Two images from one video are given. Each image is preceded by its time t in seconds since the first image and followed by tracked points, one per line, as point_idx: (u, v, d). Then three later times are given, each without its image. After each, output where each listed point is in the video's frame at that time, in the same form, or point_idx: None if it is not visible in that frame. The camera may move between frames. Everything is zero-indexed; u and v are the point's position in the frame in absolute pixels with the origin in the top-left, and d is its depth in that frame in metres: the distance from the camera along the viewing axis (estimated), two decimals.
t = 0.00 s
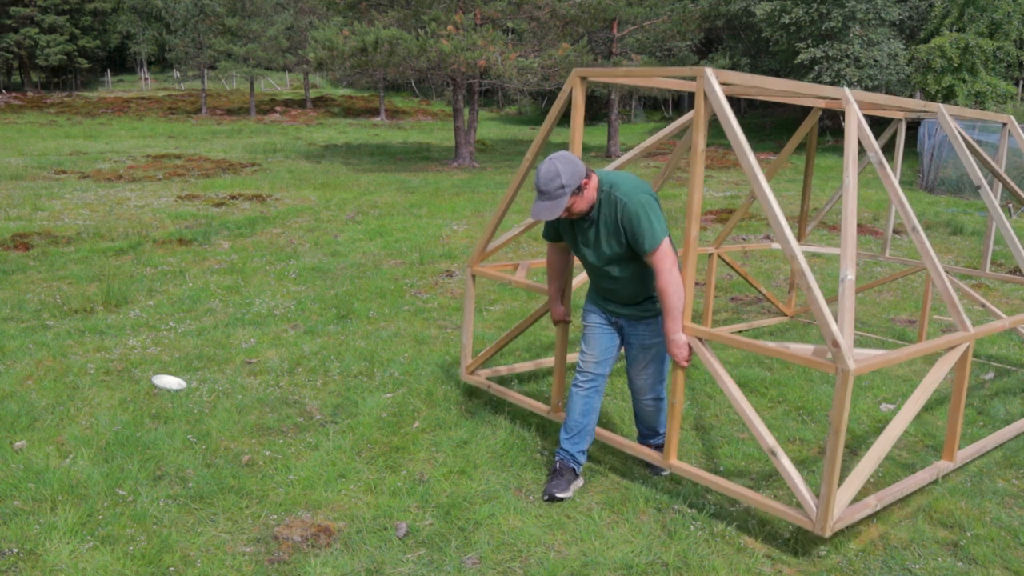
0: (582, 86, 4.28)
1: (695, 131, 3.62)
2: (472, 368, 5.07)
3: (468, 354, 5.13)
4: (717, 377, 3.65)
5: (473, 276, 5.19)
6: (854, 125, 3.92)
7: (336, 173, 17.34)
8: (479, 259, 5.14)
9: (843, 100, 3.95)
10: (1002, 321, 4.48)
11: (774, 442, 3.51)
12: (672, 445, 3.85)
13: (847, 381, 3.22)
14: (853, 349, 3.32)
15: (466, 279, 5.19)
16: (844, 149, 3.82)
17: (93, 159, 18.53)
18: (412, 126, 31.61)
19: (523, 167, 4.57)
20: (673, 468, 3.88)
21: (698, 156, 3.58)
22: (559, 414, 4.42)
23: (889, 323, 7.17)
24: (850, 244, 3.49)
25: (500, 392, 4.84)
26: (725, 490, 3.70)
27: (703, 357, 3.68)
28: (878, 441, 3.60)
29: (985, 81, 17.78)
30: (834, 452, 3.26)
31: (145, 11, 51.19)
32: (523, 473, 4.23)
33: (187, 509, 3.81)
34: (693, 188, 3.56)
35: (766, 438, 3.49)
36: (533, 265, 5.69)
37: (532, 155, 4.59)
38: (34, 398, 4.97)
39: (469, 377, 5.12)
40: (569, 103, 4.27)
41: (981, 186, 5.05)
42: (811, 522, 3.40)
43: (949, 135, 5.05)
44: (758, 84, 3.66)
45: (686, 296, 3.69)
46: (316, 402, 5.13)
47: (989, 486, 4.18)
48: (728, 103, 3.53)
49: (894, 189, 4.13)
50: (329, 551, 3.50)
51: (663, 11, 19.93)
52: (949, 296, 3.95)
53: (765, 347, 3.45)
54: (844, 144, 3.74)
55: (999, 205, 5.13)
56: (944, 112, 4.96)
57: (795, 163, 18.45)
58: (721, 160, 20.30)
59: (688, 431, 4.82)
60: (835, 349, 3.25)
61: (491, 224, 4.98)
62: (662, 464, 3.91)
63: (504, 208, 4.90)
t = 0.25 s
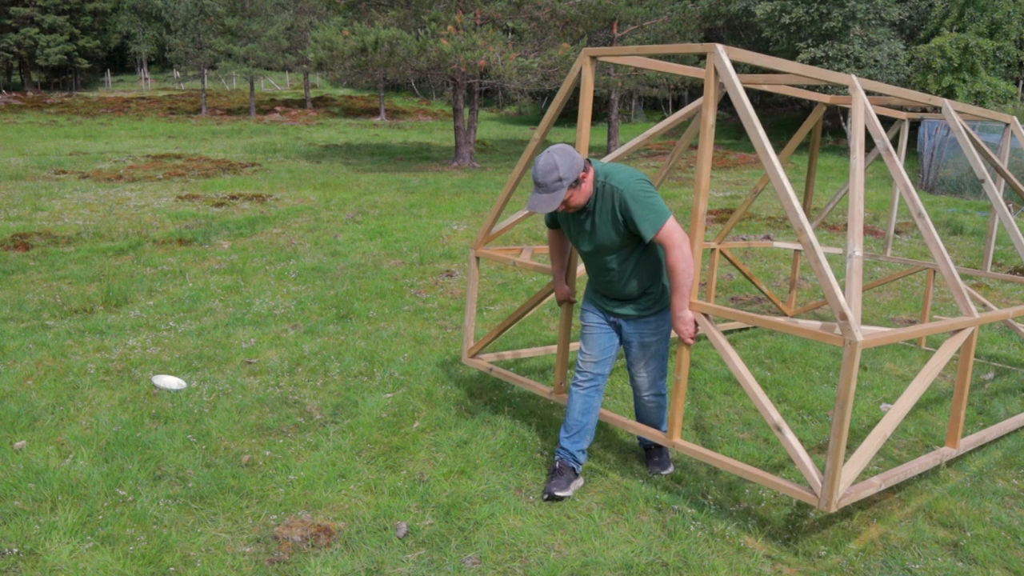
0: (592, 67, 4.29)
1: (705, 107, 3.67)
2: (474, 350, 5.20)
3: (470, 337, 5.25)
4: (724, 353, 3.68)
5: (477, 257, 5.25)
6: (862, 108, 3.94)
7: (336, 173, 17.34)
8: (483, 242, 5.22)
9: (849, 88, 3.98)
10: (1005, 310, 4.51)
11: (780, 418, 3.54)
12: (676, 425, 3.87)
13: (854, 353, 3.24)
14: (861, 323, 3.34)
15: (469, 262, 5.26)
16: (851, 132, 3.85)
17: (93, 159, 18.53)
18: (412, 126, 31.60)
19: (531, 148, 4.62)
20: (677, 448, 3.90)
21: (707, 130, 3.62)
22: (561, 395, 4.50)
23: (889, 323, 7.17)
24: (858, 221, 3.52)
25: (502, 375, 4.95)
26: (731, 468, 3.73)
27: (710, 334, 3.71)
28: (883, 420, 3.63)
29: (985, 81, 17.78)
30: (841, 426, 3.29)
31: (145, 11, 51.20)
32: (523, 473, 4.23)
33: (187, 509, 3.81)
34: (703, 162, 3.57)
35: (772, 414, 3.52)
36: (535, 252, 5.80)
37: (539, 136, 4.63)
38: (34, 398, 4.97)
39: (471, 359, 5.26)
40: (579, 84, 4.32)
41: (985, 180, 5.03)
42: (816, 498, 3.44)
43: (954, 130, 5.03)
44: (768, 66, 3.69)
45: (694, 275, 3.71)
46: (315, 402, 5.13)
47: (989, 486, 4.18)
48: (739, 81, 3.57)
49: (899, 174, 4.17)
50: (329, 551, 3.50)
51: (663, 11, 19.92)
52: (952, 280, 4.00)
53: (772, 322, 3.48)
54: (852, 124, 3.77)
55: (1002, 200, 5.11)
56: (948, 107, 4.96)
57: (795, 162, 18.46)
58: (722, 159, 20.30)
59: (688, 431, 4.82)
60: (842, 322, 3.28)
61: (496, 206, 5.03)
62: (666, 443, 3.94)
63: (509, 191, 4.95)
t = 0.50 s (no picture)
0: (587, 78, 4.29)
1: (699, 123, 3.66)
2: (472, 360, 5.17)
3: (468, 348, 5.24)
4: (720, 367, 3.68)
5: (475, 268, 5.24)
6: (858, 119, 3.93)
7: (336, 173, 17.33)
8: (481, 252, 5.20)
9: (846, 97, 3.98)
10: (1004, 316, 4.50)
11: (777, 434, 3.54)
12: (674, 439, 3.87)
13: (850, 370, 3.24)
14: (857, 339, 3.34)
15: (467, 272, 5.24)
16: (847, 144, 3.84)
17: (93, 159, 18.53)
18: (412, 126, 31.61)
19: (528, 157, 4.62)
20: (675, 461, 3.91)
21: (702, 147, 3.62)
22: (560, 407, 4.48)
23: (889, 323, 7.17)
24: (853, 234, 3.51)
25: (501, 385, 4.93)
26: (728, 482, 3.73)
27: (707, 348, 3.71)
28: (881, 433, 3.62)
29: (985, 81, 17.78)
30: (837, 443, 3.29)
31: (145, 11, 51.21)
32: (523, 473, 4.23)
33: (187, 509, 3.81)
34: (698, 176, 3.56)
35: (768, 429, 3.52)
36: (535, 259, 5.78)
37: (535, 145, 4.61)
38: (34, 398, 4.97)
39: (470, 369, 5.23)
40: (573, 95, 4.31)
41: (983, 183, 5.03)
42: (813, 514, 3.43)
43: (952, 133, 5.03)
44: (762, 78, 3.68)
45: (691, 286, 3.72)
46: (316, 402, 5.13)
47: (989, 486, 4.18)
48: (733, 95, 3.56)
49: (897, 182, 4.16)
50: (329, 551, 3.50)
51: (662, 11, 19.91)
52: (950, 289, 3.99)
53: (768, 337, 3.48)
54: (847, 135, 3.77)
55: (1001, 202, 5.11)
56: (946, 110, 4.96)
57: (795, 163, 18.46)
58: (721, 160, 20.30)
59: (687, 431, 4.82)
60: (838, 339, 3.28)
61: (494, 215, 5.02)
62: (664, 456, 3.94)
63: (507, 200, 4.94)
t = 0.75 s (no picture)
0: (590, 75, 4.29)
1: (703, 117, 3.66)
2: (474, 358, 5.13)
3: (470, 345, 5.19)
4: (724, 362, 3.68)
5: (477, 265, 5.24)
6: (860, 115, 3.94)
7: (336, 173, 17.34)
8: (482, 249, 5.20)
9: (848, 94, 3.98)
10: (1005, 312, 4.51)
11: (780, 428, 3.53)
12: (677, 432, 3.87)
13: (855, 362, 3.24)
14: (861, 332, 3.34)
15: (469, 269, 5.24)
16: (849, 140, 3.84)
17: (93, 159, 18.54)
18: (412, 126, 31.61)
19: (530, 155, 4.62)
20: (678, 455, 3.91)
21: (706, 140, 3.60)
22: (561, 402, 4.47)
23: (889, 323, 7.17)
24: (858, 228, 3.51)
25: (501, 381, 4.93)
26: (731, 476, 3.73)
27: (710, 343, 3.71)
28: (884, 428, 3.62)
29: (985, 81, 17.79)
30: (842, 436, 3.29)
31: (145, 11, 51.20)
32: (523, 472, 4.23)
33: (187, 509, 3.81)
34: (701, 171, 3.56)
35: (772, 423, 3.52)
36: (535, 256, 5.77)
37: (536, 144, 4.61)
38: (34, 398, 4.96)
39: (472, 367, 5.18)
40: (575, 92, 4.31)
41: (984, 182, 5.02)
42: (817, 507, 3.44)
43: (953, 132, 5.03)
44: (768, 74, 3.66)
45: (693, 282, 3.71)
46: (316, 402, 5.13)
47: (989, 486, 4.17)
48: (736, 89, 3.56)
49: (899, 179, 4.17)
50: (329, 551, 3.50)
51: (662, 11, 19.91)
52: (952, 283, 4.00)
53: (773, 330, 3.48)
54: (850, 131, 3.77)
55: (1002, 201, 5.11)
56: (947, 109, 4.96)
57: (796, 162, 18.46)
58: (721, 159, 20.30)
59: (688, 430, 4.82)
60: (842, 331, 3.28)
61: (495, 213, 5.02)
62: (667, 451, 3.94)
63: (509, 197, 4.94)
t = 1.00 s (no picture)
0: (599, 51, 4.29)
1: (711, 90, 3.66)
2: (474, 335, 5.31)
3: (472, 323, 5.33)
4: (728, 335, 3.69)
5: (480, 243, 5.27)
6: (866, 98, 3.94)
7: (336, 173, 17.33)
8: (486, 228, 5.23)
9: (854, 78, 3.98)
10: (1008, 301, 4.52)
11: (783, 399, 3.54)
12: (678, 407, 3.87)
13: (858, 331, 3.25)
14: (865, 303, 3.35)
15: (472, 247, 5.27)
16: (854, 121, 3.85)
17: (94, 159, 18.53)
18: (412, 126, 31.61)
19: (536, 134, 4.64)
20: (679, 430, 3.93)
21: (713, 112, 3.61)
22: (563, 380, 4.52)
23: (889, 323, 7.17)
24: (863, 203, 3.51)
25: (502, 359, 4.98)
26: (733, 450, 3.74)
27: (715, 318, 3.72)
28: (886, 404, 3.63)
29: (985, 81, 17.77)
30: (844, 406, 3.30)
31: (145, 10, 51.20)
32: (523, 473, 4.24)
33: (187, 509, 3.81)
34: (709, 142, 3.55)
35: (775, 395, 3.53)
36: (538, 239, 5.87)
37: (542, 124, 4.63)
38: (34, 398, 4.96)
39: (473, 345, 5.35)
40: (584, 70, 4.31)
41: (987, 176, 5.02)
42: (818, 477, 3.45)
43: (956, 126, 5.03)
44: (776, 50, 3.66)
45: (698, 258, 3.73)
46: (315, 402, 5.13)
47: (989, 486, 4.17)
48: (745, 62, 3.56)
49: (902, 163, 4.18)
50: (329, 551, 3.50)
51: (663, 11, 19.91)
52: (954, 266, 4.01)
53: (777, 302, 3.49)
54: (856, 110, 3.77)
55: (1005, 196, 5.11)
56: (951, 105, 4.95)
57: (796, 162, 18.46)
58: (721, 159, 20.31)
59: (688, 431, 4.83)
60: (846, 302, 3.29)
61: (499, 194, 5.04)
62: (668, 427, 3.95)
63: (512, 179, 4.96)
